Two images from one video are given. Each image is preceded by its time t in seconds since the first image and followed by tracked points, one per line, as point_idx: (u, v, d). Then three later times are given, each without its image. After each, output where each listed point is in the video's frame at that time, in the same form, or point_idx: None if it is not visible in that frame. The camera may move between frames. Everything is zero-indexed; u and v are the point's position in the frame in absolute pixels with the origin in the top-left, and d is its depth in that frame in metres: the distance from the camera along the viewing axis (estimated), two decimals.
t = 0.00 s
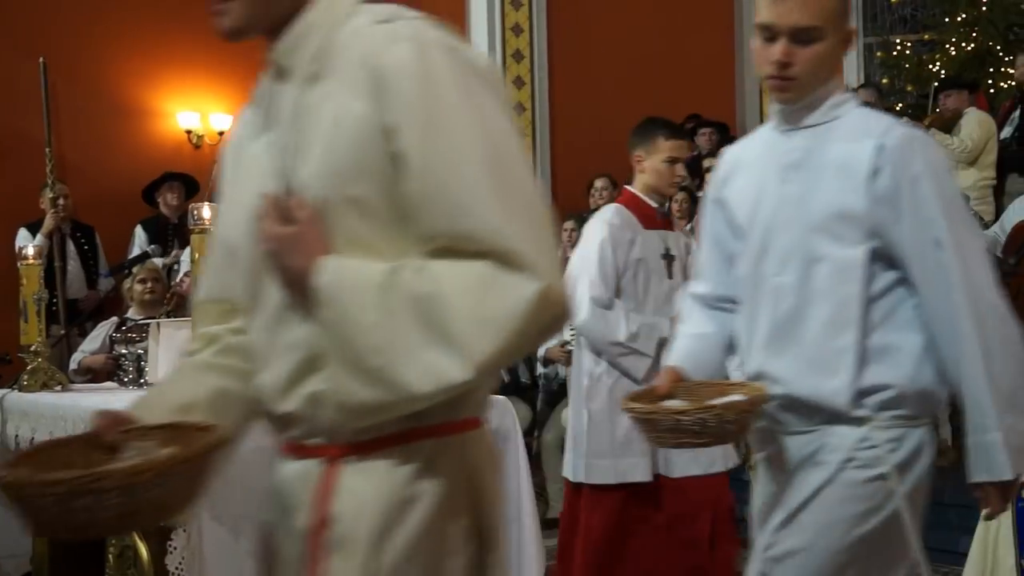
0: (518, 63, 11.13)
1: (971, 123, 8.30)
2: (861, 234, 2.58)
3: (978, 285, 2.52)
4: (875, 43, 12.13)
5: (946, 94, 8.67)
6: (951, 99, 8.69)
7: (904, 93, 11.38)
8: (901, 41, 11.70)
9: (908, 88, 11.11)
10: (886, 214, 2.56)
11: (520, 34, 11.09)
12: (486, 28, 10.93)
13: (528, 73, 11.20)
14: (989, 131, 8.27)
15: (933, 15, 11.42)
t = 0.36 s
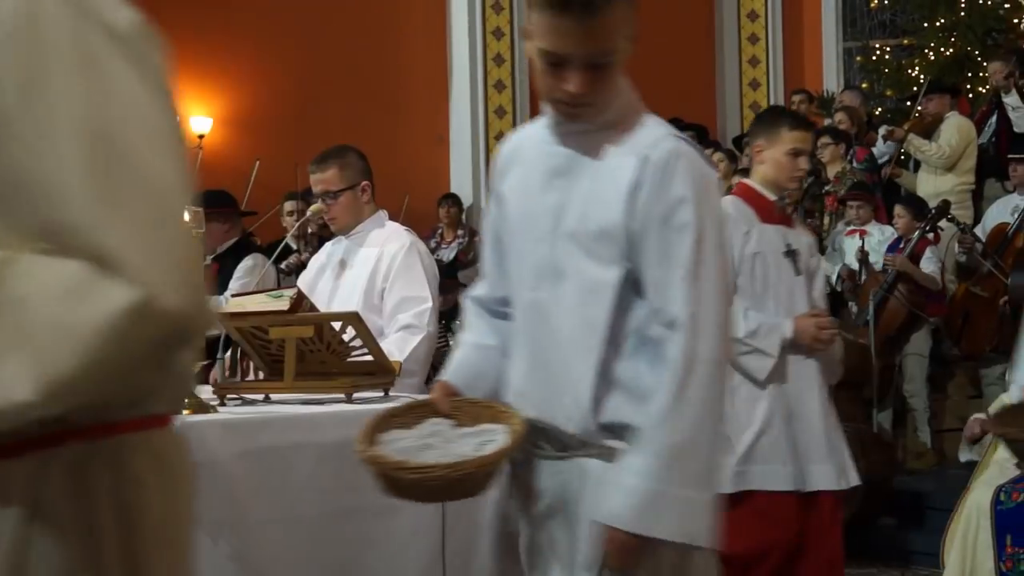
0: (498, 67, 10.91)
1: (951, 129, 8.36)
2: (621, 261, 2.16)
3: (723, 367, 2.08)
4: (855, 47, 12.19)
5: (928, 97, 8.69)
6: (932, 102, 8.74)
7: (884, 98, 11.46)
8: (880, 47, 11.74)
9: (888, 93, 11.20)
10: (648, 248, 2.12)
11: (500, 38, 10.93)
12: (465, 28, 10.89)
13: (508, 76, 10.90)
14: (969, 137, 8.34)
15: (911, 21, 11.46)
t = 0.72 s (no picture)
0: (484, 71, 11.30)
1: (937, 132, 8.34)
2: (402, 253, 1.90)
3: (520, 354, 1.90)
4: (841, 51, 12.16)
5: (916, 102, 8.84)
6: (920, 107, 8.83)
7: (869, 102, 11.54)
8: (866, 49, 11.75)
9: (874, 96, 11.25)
10: (436, 233, 1.88)
11: (487, 41, 11.30)
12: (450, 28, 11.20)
13: (495, 79, 11.33)
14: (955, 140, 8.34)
15: (898, 24, 11.49)
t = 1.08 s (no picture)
0: (474, 72, 11.20)
1: (925, 133, 8.37)
2: (152, 226, 1.65)
3: (315, 326, 1.71)
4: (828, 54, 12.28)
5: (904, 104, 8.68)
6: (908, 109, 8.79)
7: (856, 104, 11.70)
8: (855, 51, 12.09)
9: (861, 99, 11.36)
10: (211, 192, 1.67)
11: (476, 42, 11.20)
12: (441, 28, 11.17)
13: (484, 81, 11.21)
14: (942, 142, 8.33)
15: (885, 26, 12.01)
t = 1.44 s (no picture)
0: (459, 72, 11.21)
1: (908, 133, 8.33)
2: None
3: None
4: (813, 56, 12.13)
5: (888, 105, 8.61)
6: (892, 110, 8.63)
7: (842, 105, 11.71)
8: (839, 53, 11.96)
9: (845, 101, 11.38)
10: None
11: (461, 43, 11.20)
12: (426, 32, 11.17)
13: (469, 81, 11.25)
14: (926, 143, 8.32)
15: (869, 30, 11.85)
